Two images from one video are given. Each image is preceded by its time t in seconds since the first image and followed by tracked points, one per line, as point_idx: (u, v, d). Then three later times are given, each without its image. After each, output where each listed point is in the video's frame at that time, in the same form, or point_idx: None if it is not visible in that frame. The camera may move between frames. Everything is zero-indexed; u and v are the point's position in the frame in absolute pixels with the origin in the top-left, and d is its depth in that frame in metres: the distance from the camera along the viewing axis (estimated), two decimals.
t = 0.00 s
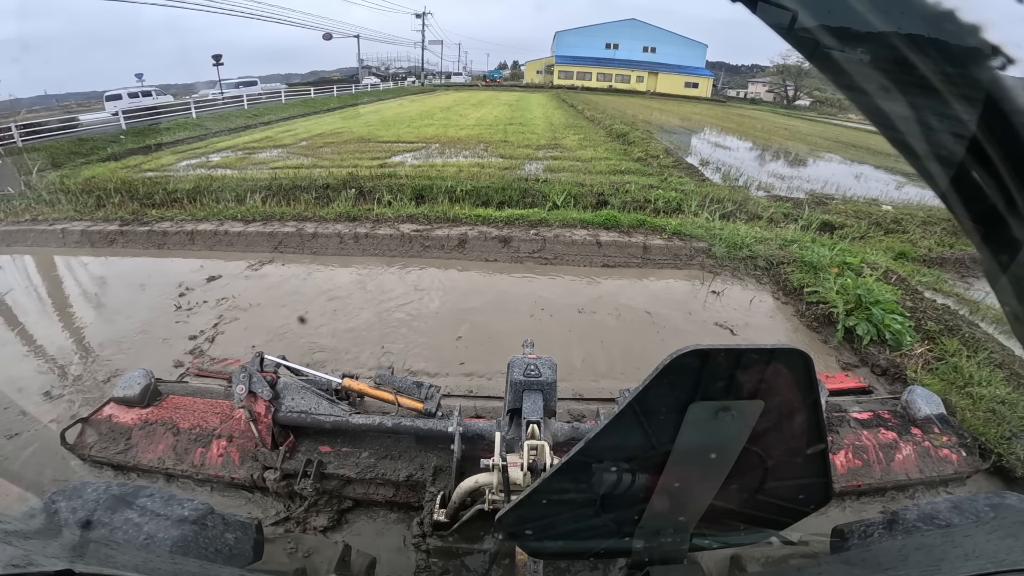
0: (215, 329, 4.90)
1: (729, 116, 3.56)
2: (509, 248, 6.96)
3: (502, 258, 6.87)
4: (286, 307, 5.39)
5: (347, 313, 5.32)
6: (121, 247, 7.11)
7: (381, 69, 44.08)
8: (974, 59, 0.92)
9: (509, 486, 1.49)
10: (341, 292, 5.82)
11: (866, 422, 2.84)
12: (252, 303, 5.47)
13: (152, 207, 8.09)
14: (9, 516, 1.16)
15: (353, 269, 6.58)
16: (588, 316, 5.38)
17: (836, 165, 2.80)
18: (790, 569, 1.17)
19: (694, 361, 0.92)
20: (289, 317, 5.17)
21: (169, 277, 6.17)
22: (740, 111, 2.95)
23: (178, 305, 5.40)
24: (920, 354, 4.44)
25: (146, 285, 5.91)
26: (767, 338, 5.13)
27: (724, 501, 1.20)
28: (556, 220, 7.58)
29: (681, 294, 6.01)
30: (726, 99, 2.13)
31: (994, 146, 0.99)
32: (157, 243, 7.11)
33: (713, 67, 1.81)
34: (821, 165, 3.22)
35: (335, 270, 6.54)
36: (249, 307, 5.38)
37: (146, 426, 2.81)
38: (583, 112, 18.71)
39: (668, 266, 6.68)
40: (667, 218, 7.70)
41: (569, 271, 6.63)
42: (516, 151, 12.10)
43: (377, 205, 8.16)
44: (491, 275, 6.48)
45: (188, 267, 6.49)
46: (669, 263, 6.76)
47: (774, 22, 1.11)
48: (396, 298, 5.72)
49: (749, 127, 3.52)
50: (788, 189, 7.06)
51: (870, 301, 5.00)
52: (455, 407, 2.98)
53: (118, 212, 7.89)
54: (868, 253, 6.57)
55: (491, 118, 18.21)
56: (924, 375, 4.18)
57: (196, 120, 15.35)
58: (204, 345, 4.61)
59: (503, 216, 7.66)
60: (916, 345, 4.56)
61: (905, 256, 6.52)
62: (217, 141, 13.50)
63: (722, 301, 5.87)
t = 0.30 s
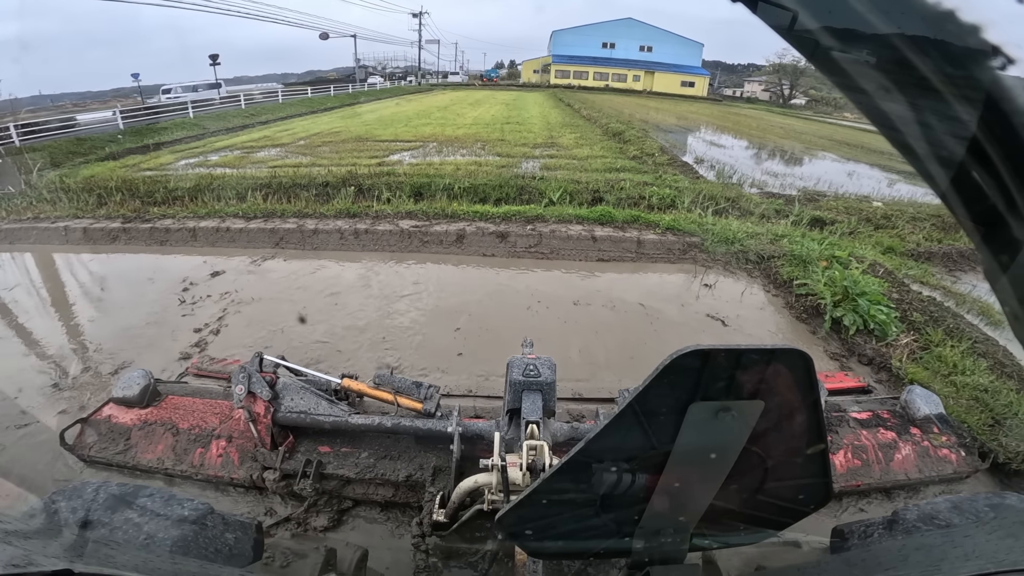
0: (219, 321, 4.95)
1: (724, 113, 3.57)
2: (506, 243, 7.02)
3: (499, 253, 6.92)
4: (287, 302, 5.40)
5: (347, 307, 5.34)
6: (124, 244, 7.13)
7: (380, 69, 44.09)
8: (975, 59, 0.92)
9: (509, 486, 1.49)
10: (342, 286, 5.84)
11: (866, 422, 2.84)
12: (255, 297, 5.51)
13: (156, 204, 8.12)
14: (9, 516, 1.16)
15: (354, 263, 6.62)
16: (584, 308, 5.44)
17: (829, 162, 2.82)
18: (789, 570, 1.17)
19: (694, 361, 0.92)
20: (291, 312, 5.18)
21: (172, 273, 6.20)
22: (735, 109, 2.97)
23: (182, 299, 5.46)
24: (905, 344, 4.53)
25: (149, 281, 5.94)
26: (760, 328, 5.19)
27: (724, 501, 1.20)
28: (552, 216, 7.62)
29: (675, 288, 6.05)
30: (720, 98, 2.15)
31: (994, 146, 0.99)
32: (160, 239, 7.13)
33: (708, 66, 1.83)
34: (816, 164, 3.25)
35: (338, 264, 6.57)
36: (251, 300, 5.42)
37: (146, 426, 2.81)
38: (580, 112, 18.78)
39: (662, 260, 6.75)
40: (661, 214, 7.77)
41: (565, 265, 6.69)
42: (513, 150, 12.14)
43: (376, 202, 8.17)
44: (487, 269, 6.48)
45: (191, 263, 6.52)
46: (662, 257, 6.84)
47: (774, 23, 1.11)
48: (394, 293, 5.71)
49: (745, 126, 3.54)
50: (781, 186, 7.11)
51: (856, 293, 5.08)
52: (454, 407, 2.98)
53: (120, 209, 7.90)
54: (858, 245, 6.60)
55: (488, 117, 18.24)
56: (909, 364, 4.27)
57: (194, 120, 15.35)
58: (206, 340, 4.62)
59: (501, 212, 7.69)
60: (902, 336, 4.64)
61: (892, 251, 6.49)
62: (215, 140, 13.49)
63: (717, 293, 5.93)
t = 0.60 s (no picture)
0: (224, 314, 5.03)
1: (720, 113, 3.59)
2: (504, 239, 7.05)
3: (497, 249, 6.96)
4: (287, 299, 5.41)
5: (347, 304, 5.35)
6: (128, 241, 7.14)
7: (379, 69, 44.09)
8: (976, 59, 0.92)
9: (509, 486, 1.49)
10: (343, 283, 5.87)
11: (866, 422, 2.83)
12: (260, 292, 5.58)
13: (159, 202, 8.15)
14: (8, 517, 1.16)
15: (355, 260, 6.64)
16: (581, 301, 5.53)
17: (824, 161, 2.84)
18: (790, 569, 1.17)
19: (694, 361, 0.92)
20: (291, 309, 5.19)
21: (174, 270, 6.23)
22: (730, 109, 2.98)
23: (187, 294, 5.53)
24: (891, 336, 4.64)
25: (152, 279, 5.96)
26: (752, 319, 5.30)
27: (724, 501, 1.20)
28: (549, 213, 7.65)
29: (670, 283, 6.13)
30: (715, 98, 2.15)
31: (994, 146, 0.99)
32: (164, 237, 7.16)
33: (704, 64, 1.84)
34: (810, 163, 3.27)
35: (340, 260, 6.61)
36: (254, 295, 5.50)
37: (147, 426, 2.81)
38: (576, 112, 18.83)
39: (657, 256, 6.84)
40: (656, 211, 7.82)
41: (562, 261, 6.74)
42: (510, 149, 12.16)
43: (377, 200, 8.18)
44: (486, 265, 6.52)
45: (194, 260, 6.56)
46: (657, 253, 6.92)
47: (774, 22, 1.11)
48: (392, 291, 5.70)
49: (740, 125, 3.55)
50: (774, 185, 7.18)
51: (844, 286, 5.20)
52: (455, 407, 2.99)
53: (123, 208, 7.92)
54: (847, 242, 6.70)
55: (486, 117, 18.27)
56: (894, 354, 4.41)
57: (193, 120, 15.37)
58: (208, 337, 4.65)
59: (499, 210, 7.72)
60: (888, 327, 4.75)
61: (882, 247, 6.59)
62: (214, 140, 13.50)
63: (710, 287, 6.03)
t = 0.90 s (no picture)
0: (230, 308, 5.13)
1: (715, 114, 3.62)
2: (502, 236, 7.08)
3: (496, 245, 6.99)
4: (287, 297, 5.41)
5: (346, 301, 5.36)
6: (131, 239, 7.15)
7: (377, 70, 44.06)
8: (975, 59, 0.93)
9: (509, 486, 1.49)
10: (344, 279, 5.89)
11: (866, 422, 2.83)
12: (265, 287, 5.66)
13: (162, 201, 8.15)
14: (8, 517, 1.15)
15: (356, 256, 6.66)
16: (579, 295, 5.64)
17: (818, 161, 2.85)
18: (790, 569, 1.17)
19: (694, 362, 0.92)
20: (291, 307, 5.20)
21: (178, 267, 6.26)
22: (726, 109, 3.01)
23: (193, 290, 5.62)
24: (878, 329, 4.85)
25: (155, 276, 5.98)
26: (741, 311, 5.44)
27: (724, 501, 1.20)
28: (546, 211, 7.69)
29: (664, 279, 6.20)
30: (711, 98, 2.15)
31: (994, 147, 0.99)
32: (167, 234, 7.17)
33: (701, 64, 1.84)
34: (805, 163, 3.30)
35: (341, 256, 6.65)
36: (258, 290, 5.59)
37: (146, 426, 2.81)
38: (573, 112, 18.88)
39: (651, 252, 6.90)
40: (650, 209, 7.87)
41: (558, 256, 6.79)
42: (507, 148, 12.18)
43: (377, 198, 8.19)
44: (485, 261, 6.58)
45: (196, 257, 6.59)
46: (651, 249, 6.97)
47: (774, 23, 1.11)
48: (390, 288, 5.69)
49: (736, 126, 3.57)
50: (768, 185, 7.25)
51: (832, 280, 5.37)
52: (455, 407, 2.99)
53: (126, 206, 7.92)
54: (836, 238, 6.82)
55: (483, 117, 18.30)
56: (880, 345, 4.59)
57: (192, 120, 15.36)
58: (210, 334, 4.67)
59: (497, 207, 7.75)
60: (874, 320, 4.96)
61: (871, 243, 6.66)
62: (214, 140, 13.50)
63: (702, 282, 6.15)
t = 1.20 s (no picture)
0: (236, 303, 5.20)
1: (713, 114, 3.64)
2: (501, 233, 7.12)
3: (495, 242, 7.00)
4: (285, 295, 5.41)
5: (342, 298, 5.35)
6: (136, 237, 7.17)
7: (375, 70, 44.00)
8: (975, 58, 0.93)
9: (509, 486, 1.49)
10: (343, 276, 5.91)
11: (866, 422, 2.84)
12: (269, 282, 5.71)
13: (164, 200, 8.16)
14: (8, 517, 1.15)
15: (356, 253, 6.67)
16: (576, 290, 5.67)
17: (812, 161, 2.87)
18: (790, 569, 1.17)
19: (694, 362, 0.92)
20: (290, 304, 5.19)
21: (182, 264, 6.28)
22: (724, 110, 3.03)
23: (199, 285, 5.68)
24: (866, 321, 4.89)
25: (159, 274, 6.00)
26: (733, 305, 5.50)
27: (724, 501, 1.20)
28: (543, 208, 7.70)
29: (659, 274, 6.22)
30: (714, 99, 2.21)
31: (994, 146, 0.99)
32: (171, 232, 7.18)
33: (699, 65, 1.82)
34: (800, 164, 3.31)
35: (340, 253, 6.67)
36: (262, 285, 5.66)
37: (147, 426, 2.81)
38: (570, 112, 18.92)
39: (646, 248, 6.93)
40: (645, 206, 7.89)
41: (554, 253, 6.81)
42: (505, 148, 12.19)
43: (377, 196, 8.21)
44: (486, 257, 6.60)
45: (200, 254, 6.61)
46: (646, 245, 7.00)
47: (774, 23, 1.11)
48: (388, 285, 5.67)
49: (733, 126, 3.59)
50: (761, 184, 7.29)
51: (821, 273, 5.40)
52: (455, 407, 2.99)
53: (130, 205, 7.93)
54: (826, 234, 6.90)
55: (481, 117, 18.33)
56: (867, 337, 4.65)
57: (192, 121, 15.36)
58: (215, 329, 4.71)
59: (496, 205, 7.75)
60: (863, 313, 5.00)
61: (861, 241, 6.66)
62: (213, 141, 13.49)
63: (695, 277, 6.18)
